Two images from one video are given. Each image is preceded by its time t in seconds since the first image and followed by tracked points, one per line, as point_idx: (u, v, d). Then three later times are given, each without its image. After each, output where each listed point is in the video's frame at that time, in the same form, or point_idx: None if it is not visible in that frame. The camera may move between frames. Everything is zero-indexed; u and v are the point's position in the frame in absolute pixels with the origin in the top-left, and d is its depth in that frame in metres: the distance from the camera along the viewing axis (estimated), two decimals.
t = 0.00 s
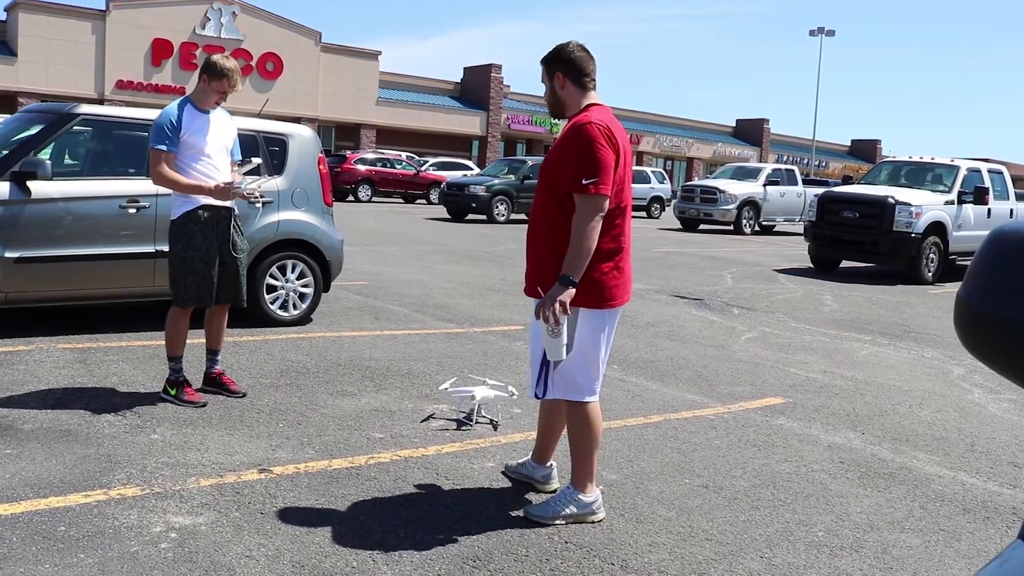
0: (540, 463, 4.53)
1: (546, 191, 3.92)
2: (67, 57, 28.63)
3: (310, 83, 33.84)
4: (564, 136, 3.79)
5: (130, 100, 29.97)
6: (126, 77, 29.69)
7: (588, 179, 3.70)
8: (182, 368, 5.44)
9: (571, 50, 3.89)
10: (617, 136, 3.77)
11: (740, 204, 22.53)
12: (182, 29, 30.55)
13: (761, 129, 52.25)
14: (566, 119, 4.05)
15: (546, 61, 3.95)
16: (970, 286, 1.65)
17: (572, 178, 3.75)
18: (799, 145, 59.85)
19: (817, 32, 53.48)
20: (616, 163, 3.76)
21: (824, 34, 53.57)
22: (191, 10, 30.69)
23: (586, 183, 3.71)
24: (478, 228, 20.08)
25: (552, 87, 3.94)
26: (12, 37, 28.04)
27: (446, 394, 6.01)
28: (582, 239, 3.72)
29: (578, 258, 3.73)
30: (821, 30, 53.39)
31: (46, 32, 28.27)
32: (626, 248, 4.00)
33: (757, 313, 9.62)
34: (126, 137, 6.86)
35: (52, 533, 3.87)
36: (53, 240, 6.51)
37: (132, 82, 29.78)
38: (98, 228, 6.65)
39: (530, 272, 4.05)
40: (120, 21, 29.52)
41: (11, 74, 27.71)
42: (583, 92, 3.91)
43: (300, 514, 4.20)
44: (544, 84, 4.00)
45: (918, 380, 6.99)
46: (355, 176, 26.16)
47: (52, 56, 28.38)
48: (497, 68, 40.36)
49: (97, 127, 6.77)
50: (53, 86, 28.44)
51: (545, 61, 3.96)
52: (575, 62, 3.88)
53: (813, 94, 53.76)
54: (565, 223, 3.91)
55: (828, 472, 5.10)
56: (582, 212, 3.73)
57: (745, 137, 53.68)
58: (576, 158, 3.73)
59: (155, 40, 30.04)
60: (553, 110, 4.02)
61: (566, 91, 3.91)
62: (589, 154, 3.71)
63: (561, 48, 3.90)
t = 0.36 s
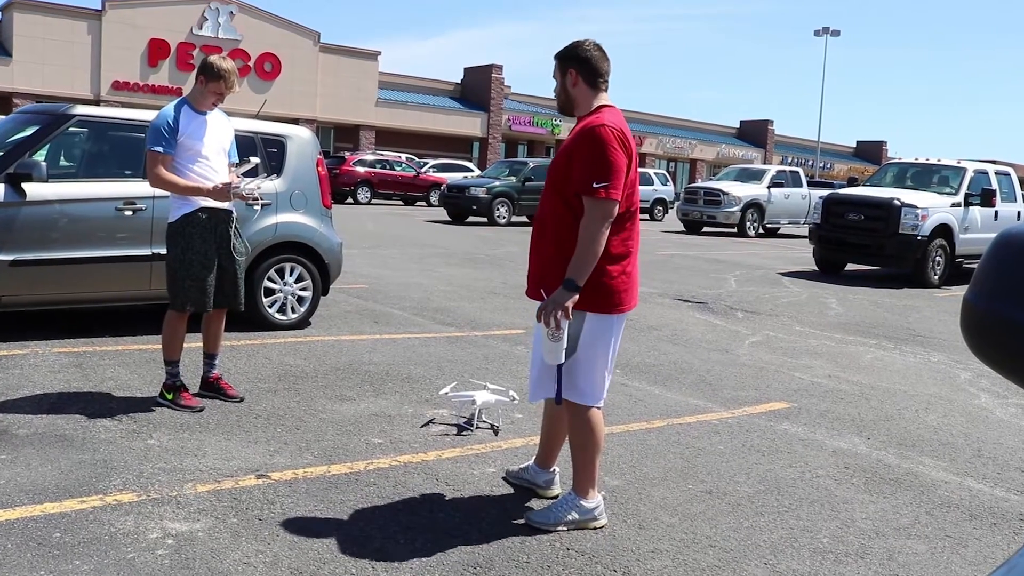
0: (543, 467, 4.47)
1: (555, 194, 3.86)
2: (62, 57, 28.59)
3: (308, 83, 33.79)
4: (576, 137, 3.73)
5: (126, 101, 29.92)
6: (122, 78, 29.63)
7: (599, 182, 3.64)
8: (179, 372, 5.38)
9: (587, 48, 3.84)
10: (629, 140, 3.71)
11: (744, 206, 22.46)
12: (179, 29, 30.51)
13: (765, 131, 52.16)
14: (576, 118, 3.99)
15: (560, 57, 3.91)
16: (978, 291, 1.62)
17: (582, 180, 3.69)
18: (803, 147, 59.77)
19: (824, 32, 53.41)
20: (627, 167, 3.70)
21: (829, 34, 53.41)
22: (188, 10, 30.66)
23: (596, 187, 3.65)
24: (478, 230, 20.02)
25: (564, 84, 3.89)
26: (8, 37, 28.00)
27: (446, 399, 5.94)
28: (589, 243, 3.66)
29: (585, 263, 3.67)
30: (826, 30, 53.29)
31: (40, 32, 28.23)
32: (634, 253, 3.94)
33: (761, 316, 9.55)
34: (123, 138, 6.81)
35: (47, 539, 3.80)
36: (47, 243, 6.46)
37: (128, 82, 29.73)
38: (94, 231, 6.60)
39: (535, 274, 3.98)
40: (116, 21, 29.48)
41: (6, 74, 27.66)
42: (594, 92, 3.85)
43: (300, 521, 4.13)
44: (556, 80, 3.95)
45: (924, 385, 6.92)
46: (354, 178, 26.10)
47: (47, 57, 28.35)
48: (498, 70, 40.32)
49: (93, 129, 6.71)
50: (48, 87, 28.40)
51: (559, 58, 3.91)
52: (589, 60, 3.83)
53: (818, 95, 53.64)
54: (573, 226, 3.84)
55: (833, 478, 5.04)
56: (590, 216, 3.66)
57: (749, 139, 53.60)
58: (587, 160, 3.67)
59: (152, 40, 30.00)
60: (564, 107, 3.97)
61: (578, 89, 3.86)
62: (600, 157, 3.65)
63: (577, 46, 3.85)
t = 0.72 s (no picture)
0: (551, 474, 4.39)
1: (565, 203, 3.81)
2: (57, 57, 28.58)
3: (306, 83, 33.75)
4: (582, 144, 3.68)
5: (122, 103, 29.89)
6: (118, 78, 29.61)
7: (608, 189, 3.59)
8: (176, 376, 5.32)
9: (588, 48, 3.77)
10: (636, 144, 3.65)
11: (748, 208, 22.39)
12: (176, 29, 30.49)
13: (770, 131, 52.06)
14: (578, 119, 3.93)
15: (559, 57, 3.84)
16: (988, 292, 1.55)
17: (590, 188, 3.63)
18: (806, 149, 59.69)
19: (828, 32, 53.25)
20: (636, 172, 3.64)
21: (834, 34, 53.29)
22: (185, 10, 30.64)
23: (605, 194, 3.59)
24: (479, 233, 19.96)
25: (565, 86, 3.83)
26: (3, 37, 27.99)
27: (446, 404, 5.88)
28: (602, 252, 3.60)
29: (599, 272, 3.61)
30: (830, 30, 53.16)
31: (35, 32, 28.22)
32: (652, 256, 3.87)
33: (765, 320, 9.49)
34: (119, 139, 6.75)
35: (42, 546, 3.74)
36: (42, 245, 6.40)
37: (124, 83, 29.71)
38: (90, 233, 6.54)
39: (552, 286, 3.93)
40: (112, 20, 29.46)
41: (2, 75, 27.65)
42: (596, 93, 3.80)
43: (299, 527, 4.07)
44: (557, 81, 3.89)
45: (930, 389, 6.85)
46: (352, 180, 26.06)
47: (42, 57, 28.34)
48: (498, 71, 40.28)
49: (89, 130, 6.66)
50: (43, 87, 28.39)
51: (559, 57, 3.85)
52: (589, 60, 3.76)
53: (822, 95, 53.50)
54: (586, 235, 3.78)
55: (838, 483, 4.98)
56: (601, 223, 3.61)
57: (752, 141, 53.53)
58: (594, 167, 3.62)
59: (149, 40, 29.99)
60: (565, 108, 3.92)
61: (579, 90, 3.80)
62: (607, 162, 3.59)
63: (577, 45, 3.79)
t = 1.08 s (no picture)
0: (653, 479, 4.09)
1: (575, 207, 3.75)
2: (52, 57, 28.56)
3: (304, 84, 33.72)
4: (592, 148, 3.62)
5: (118, 103, 29.88)
6: (114, 79, 29.57)
7: (617, 194, 3.53)
8: (173, 380, 5.27)
9: (605, 46, 3.72)
10: (645, 146, 3.59)
11: (752, 210, 22.31)
12: (172, 29, 30.47)
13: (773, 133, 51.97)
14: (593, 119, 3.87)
15: (576, 56, 3.80)
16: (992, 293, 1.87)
17: (600, 193, 3.58)
18: (810, 151, 59.60)
19: (833, 32, 53.18)
20: (645, 176, 3.58)
21: (839, 35, 53.19)
22: (181, 9, 30.62)
23: (613, 199, 3.54)
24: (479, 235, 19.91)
25: (580, 87, 3.78)
26: None
27: (446, 408, 5.82)
28: (612, 258, 3.55)
29: (609, 279, 3.56)
30: (836, 30, 53.02)
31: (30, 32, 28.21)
32: (666, 261, 3.81)
33: (770, 324, 9.43)
34: (115, 141, 6.70)
35: (38, 552, 3.68)
36: (37, 248, 6.35)
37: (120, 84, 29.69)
38: (85, 236, 6.49)
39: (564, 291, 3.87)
40: (108, 20, 29.44)
41: None
42: (612, 93, 3.74)
43: (297, 533, 4.01)
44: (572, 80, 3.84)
45: (936, 394, 6.79)
46: (352, 182, 26.02)
47: (37, 57, 28.33)
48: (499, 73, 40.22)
49: (84, 131, 6.61)
50: (38, 88, 28.37)
51: (575, 56, 3.80)
52: (606, 59, 3.71)
53: (827, 95, 53.33)
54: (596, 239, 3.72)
55: (843, 489, 4.92)
56: (610, 228, 3.55)
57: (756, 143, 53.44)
58: (604, 172, 3.56)
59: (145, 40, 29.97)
60: (580, 108, 3.86)
61: (595, 90, 3.74)
62: (616, 167, 3.54)
63: (595, 44, 3.74)
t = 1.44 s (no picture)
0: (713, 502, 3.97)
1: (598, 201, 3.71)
2: (47, 57, 28.53)
3: (304, 85, 33.68)
4: (617, 141, 3.60)
5: (115, 104, 29.83)
6: (110, 80, 29.52)
7: (634, 185, 3.48)
8: (170, 385, 5.21)
9: (654, 50, 3.68)
10: (670, 143, 3.55)
11: (755, 212, 22.23)
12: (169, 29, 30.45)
13: (776, 135, 51.90)
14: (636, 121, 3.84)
15: (626, 56, 3.76)
16: (998, 300, 2.20)
17: (619, 185, 3.54)
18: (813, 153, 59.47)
19: (837, 32, 53.18)
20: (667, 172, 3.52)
21: (844, 35, 53.02)
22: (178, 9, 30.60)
23: (631, 190, 3.49)
24: (480, 238, 19.86)
25: (626, 87, 3.75)
26: None
27: (446, 413, 5.76)
28: (625, 249, 3.50)
29: (620, 270, 3.51)
30: (842, 30, 52.77)
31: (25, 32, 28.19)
32: (689, 267, 3.73)
33: (774, 327, 9.36)
34: (111, 142, 6.65)
35: (33, 558, 3.63)
36: (33, 251, 6.30)
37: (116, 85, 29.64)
38: (82, 238, 6.44)
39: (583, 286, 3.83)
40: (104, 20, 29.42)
41: None
42: (657, 96, 3.71)
43: (295, 539, 3.95)
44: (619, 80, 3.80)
45: (942, 399, 6.73)
46: (351, 184, 25.98)
47: (32, 58, 28.31)
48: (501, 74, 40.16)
49: (80, 133, 6.56)
50: (34, 89, 28.35)
51: (625, 56, 3.76)
52: (654, 62, 3.67)
53: (833, 95, 53.13)
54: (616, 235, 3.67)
55: (848, 494, 4.85)
56: (627, 220, 3.50)
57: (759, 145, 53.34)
58: (624, 164, 3.53)
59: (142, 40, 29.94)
60: (624, 109, 3.83)
61: (640, 92, 3.71)
62: (637, 158, 3.49)
63: (645, 46, 3.70)
